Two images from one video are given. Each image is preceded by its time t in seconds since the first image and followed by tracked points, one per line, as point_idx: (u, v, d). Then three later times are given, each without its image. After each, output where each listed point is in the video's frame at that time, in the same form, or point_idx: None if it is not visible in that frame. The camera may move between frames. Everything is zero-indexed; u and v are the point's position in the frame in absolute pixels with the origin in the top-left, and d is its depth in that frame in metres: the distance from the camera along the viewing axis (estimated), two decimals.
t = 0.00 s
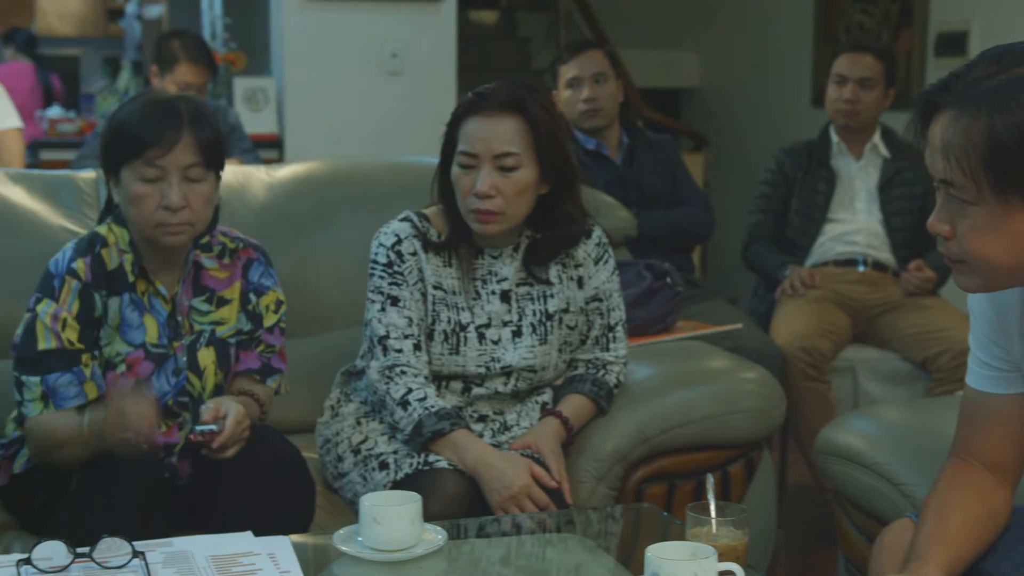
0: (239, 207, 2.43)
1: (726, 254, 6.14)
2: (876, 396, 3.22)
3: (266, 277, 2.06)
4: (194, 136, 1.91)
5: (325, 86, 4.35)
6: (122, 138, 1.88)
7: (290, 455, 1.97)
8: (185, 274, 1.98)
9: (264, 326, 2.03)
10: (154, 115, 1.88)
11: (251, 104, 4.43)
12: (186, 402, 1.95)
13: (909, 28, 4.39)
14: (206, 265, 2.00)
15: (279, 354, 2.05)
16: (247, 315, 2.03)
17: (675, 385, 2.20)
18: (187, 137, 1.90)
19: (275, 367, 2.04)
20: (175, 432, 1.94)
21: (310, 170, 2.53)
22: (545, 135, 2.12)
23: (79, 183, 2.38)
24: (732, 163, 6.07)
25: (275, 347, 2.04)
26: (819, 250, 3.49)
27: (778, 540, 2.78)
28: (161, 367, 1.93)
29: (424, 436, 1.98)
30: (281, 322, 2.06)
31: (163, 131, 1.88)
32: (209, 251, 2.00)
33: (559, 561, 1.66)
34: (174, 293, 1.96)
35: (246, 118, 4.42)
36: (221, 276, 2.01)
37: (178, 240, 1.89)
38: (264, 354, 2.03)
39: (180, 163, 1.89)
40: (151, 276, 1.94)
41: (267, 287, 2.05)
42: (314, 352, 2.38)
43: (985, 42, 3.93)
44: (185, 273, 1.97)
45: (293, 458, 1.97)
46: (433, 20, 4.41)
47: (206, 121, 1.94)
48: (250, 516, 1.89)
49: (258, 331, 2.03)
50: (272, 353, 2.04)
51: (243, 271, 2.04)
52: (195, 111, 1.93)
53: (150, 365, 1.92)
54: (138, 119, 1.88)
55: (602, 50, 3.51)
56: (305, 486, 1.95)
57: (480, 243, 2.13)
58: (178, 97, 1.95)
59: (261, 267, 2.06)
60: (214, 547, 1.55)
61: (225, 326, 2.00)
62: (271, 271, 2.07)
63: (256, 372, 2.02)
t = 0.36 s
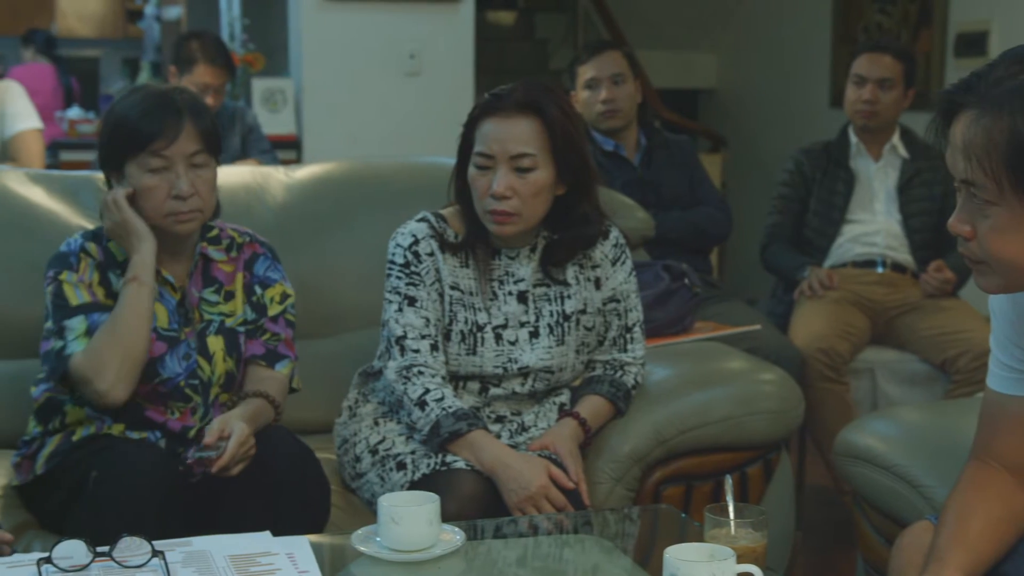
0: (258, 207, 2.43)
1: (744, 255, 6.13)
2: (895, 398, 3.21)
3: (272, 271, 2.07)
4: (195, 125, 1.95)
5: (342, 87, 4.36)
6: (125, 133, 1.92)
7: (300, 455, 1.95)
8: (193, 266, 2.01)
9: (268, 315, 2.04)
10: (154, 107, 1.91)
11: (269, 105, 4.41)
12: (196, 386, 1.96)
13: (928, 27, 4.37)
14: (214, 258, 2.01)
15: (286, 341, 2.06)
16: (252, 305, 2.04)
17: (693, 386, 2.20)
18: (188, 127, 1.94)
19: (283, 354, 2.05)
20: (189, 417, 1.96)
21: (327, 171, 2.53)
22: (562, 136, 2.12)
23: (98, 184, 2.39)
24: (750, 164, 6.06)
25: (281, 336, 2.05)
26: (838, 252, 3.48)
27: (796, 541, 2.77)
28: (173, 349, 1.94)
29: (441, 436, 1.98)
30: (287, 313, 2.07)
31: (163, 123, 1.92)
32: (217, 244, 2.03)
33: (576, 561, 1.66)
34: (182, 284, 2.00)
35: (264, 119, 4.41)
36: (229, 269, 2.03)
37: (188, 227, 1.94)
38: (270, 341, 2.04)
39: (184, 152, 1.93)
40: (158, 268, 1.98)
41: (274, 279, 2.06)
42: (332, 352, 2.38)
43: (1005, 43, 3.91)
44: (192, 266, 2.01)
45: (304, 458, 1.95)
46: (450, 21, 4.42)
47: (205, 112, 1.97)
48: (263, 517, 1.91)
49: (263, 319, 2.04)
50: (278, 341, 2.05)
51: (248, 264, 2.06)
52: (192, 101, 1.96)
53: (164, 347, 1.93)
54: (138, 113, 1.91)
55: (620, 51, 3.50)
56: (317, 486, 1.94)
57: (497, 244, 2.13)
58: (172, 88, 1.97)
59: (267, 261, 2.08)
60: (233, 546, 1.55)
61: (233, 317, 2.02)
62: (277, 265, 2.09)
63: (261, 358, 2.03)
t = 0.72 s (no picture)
0: (273, 208, 2.44)
1: (758, 257, 6.12)
2: (911, 401, 3.20)
3: (281, 265, 2.07)
4: (205, 127, 1.95)
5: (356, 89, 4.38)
6: (136, 133, 1.93)
7: (309, 456, 1.93)
8: (206, 266, 2.02)
9: (274, 306, 2.04)
10: (164, 109, 1.92)
11: (283, 107, 4.42)
12: (211, 382, 1.97)
13: (944, 29, 4.36)
14: (227, 257, 2.03)
15: (295, 328, 2.05)
16: (261, 300, 2.04)
17: (707, 389, 2.19)
18: (199, 129, 1.95)
19: (294, 340, 2.04)
20: (203, 413, 1.97)
21: (343, 171, 2.54)
22: (577, 138, 2.12)
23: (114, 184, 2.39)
24: (765, 166, 6.05)
25: (289, 323, 2.04)
26: (853, 254, 3.47)
27: (811, 543, 2.76)
28: (189, 346, 1.96)
29: (456, 438, 1.98)
30: (295, 304, 2.05)
31: (174, 124, 1.92)
32: (230, 243, 2.04)
33: (591, 563, 1.66)
34: (197, 283, 2.01)
35: (279, 121, 4.42)
36: (240, 268, 2.04)
37: (200, 229, 1.95)
38: (278, 330, 2.03)
39: (195, 154, 1.94)
40: (173, 267, 2.00)
41: (282, 274, 2.06)
42: (347, 353, 2.38)
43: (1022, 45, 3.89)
44: (205, 265, 2.02)
45: (313, 458, 1.93)
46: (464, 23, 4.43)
47: (216, 114, 1.97)
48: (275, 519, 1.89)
49: (269, 310, 2.04)
50: (287, 328, 2.04)
51: (258, 262, 2.06)
52: (203, 103, 1.97)
53: (180, 344, 1.95)
54: (149, 114, 1.92)
55: (636, 52, 3.50)
56: (330, 488, 1.93)
57: (512, 246, 2.14)
58: (186, 89, 1.98)
59: (276, 257, 2.08)
60: (249, 547, 1.55)
61: (245, 316, 2.03)
62: (287, 259, 2.09)
63: (271, 348, 2.02)
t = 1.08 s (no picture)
0: (292, 210, 2.45)
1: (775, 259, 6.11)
2: (930, 403, 3.19)
3: (306, 283, 2.07)
4: (236, 136, 1.96)
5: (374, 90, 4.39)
6: (167, 139, 1.94)
7: (343, 458, 1.96)
8: (228, 273, 2.02)
9: (291, 322, 2.04)
10: (197, 116, 1.93)
11: (300, 108, 4.46)
12: (225, 391, 1.97)
13: (963, 30, 4.35)
14: (251, 266, 2.03)
15: (309, 346, 2.04)
16: (279, 314, 2.04)
17: (725, 391, 2.19)
18: (230, 138, 1.95)
19: (305, 358, 2.03)
20: (216, 422, 1.97)
21: (362, 173, 2.55)
22: (595, 140, 2.12)
23: (132, 185, 2.40)
24: (783, 167, 6.04)
25: (303, 340, 2.04)
26: (872, 255, 3.47)
27: (829, 545, 2.75)
28: (205, 351, 1.94)
29: (473, 440, 1.98)
30: (313, 322, 2.06)
31: (205, 131, 1.93)
32: (255, 253, 2.04)
33: (607, 565, 1.66)
34: (219, 290, 2.01)
35: (297, 122, 4.45)
36: (263, 279, 2.04)
37: (225, 238, 1.95)
38: (291, 347, 2.03)
39: (225, 162, 1.95)
40: (195, 273, 1.99)
41: (305, 291, 2.06)
42: (365, 355, 2.39)
43: None
44: (227, 273, 2.02)
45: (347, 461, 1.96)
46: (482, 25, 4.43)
47: (247, 123, 1.98)
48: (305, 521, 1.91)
49: (285, 326, 2.04)
50: (300, 345, 2.03)
51: (281, 275, 2.06)
52: (235, 110, 1.98)
53: (196, 348, 1.93)
54: (181, 120, 1.94)
55: (653, 54, 3.49)
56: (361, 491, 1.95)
57: (529, 247, 2.14)
58: (220, 97, 1.99)
59: (300, 273, 2.08)
60: (267, 547, 1.54)
61: (263, 328, 2.02)
62: (311, 277, 2.09)
63: (282, 366, 2.02)
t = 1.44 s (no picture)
0: (312, 211, 2.46)
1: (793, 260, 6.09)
2: (949, 405, 3.18)
3: (327, 281, 2.06)
4: (264, 139, 1.97)
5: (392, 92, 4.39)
6: (196, 138, 1.94)
7: (354, 452, 1.93)
8: (250, 274, 2.01)
9: (313, 327, 2.02)
10: (226, 117, 1.94)
11: (319, 109, 4.48)
12: (243, 396, 1.95)
13: (983, 31, 4.33)
14: (273, 266, 2.01)
15: (331, 351, 2.03)
16: (301, 317, 2.03)
17: (744, 392, 2.19)
18: (258, 139, 1.96)
19: (327, 364, 2.01)
20: (235, 426, 1.96)
21: (381, 173, 2.55)
22: (613, 140, 2.11)
23: (151, 186, 2.41)
24: (800, 168, 6.02)
25: (326, 346, 2.02)
26: (890, 257, 3.46)
27: (847, 547, 2.75)
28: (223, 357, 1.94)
29: (492, 441, 1.98)
30: (335, 325, 2.04)
31: (234, 133, 1.94)
32: (277, 252, 2.02)
33: (625, 566, 1.66)
34: (241, 291, 2.00)
35: (315, 123, 4.47)
36: (285, 279, 2.03)
37: (246, 239, 1.94)
38: (314, 352, 2.01)
39: (251, 164, 1.95)
40: (219, 270, 1.99)
41: (325, 291, 2.05)
42: (384, 355, 2.39)
43: None
44: (250, 273, 2.01)
45: (358, 454, 1.93)
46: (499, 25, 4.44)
47: (278, 125, 1.99)
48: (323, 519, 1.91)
49: (308, 330, 2.02)
50: (323, 351, 2.02)
51: (303, 274, 2.05)
52: (265, 114, 1.98)
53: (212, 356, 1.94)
54: (211, 120, 1.94)
55: (672, 54, 3.49)
56: (377, 487, 1.93)
57: (547, 248, 2.14)
58: (251, 100, 2.00)
59: (321, 271, 2.07)
60: (286, 547, 1.54)
61: (283, 330, 2.01)
62: (333, 275, 2.07)
63: (304, 371, 2.00)
